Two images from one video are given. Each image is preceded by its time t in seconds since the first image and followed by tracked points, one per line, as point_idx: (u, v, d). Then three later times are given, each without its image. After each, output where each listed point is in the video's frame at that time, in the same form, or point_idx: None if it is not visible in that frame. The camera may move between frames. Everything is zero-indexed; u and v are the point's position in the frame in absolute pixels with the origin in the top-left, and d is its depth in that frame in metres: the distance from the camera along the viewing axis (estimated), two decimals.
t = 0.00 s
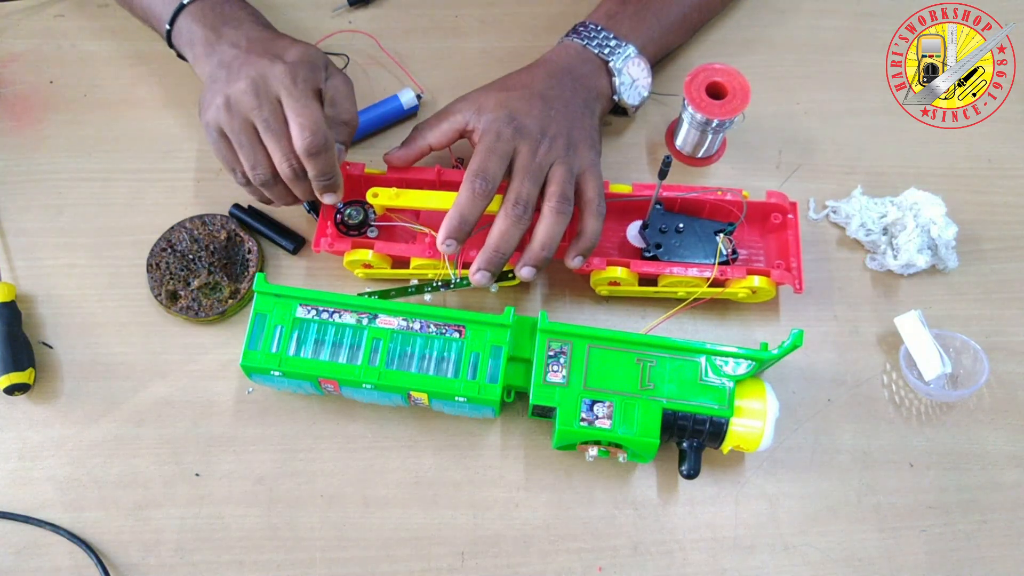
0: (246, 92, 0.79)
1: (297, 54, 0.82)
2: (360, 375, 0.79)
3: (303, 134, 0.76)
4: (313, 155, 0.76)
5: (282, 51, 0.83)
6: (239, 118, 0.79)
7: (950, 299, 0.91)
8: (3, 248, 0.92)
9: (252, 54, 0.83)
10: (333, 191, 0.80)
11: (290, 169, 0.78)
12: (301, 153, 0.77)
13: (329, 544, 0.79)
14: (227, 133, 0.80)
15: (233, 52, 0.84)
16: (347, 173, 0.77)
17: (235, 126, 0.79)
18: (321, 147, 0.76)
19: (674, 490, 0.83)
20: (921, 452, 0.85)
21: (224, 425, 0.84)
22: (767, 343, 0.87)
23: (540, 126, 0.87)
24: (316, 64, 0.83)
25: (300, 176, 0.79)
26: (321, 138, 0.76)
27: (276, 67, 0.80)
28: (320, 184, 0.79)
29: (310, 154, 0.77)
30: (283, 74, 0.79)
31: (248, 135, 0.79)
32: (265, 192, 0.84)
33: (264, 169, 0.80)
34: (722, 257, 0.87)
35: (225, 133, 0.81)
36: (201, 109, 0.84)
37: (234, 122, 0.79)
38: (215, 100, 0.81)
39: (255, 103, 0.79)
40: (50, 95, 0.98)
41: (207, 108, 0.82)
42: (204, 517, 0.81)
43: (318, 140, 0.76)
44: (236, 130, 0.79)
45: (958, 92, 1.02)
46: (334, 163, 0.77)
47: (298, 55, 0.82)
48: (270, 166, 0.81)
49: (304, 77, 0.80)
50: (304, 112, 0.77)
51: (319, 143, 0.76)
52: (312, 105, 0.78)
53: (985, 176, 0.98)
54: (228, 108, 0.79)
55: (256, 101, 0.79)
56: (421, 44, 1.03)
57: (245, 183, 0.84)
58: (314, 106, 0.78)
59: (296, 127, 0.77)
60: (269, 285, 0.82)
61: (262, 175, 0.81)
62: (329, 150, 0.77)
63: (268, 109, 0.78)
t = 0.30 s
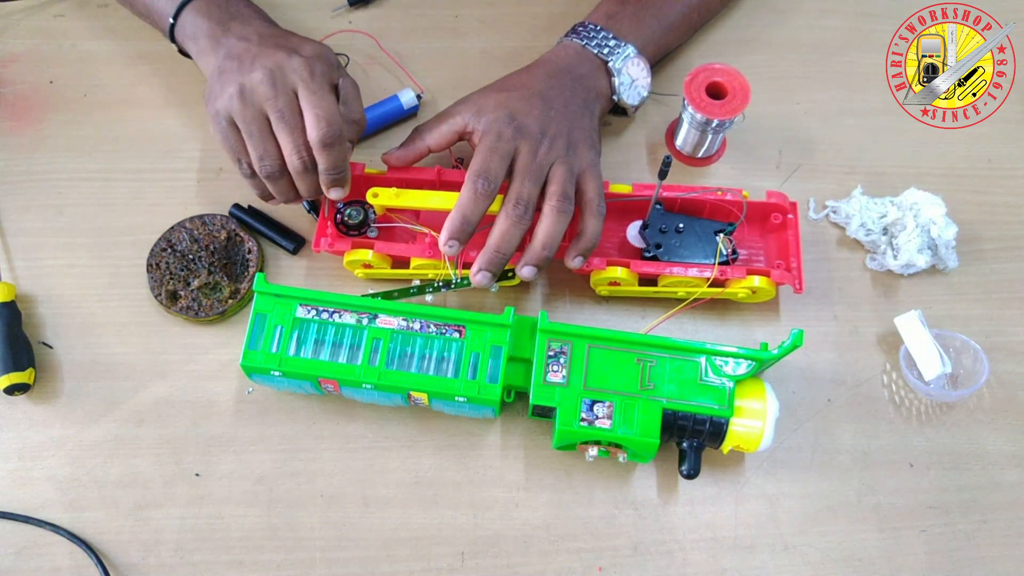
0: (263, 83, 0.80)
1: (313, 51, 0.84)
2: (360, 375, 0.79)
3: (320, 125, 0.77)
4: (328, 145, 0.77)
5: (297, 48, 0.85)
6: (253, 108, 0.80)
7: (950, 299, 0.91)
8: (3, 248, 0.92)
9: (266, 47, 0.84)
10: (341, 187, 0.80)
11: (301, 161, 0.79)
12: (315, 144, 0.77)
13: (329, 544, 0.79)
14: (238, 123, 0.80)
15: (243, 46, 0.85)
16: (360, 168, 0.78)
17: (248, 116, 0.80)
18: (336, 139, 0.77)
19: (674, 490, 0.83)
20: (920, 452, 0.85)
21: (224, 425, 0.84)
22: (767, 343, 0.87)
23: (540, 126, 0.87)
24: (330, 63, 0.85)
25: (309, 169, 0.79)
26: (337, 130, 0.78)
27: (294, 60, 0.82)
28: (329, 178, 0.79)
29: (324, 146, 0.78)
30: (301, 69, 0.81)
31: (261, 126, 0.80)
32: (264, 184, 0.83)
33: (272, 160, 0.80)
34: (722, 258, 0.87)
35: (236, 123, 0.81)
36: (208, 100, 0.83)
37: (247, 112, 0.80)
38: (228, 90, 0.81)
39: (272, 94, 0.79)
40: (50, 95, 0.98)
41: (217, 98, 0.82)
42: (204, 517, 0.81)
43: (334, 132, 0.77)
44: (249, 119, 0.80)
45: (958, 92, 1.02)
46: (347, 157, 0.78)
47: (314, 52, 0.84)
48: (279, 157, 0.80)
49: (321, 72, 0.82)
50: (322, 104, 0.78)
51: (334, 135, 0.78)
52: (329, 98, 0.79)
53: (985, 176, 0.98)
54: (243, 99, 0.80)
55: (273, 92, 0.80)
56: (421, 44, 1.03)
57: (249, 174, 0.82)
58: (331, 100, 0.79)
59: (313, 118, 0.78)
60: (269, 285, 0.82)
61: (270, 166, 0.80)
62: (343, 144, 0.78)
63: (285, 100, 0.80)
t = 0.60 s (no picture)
0: (267, 81, 0.80)
1: (317, 49, 0.84)
2: (360, 375, 0.79)
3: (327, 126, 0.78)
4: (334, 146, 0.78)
5: (300, 45, 0.84)
6: (257, 106, 0.80)
7: (950, 299, 0.91)
8: (3, 248, 0.92)
9: (268, 44, 0.84)
10: (343, 186, 0.81)
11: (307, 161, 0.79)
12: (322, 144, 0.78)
13: (329, 544, 0.79)
14: (241, 120, 0.80)
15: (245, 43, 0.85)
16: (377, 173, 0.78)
17: (252, 114, 0.80)
18: (341, 139, 0.78)
19: (674, 490, 0.83)
20: (920, 452, 0.85)
21: (224, 425, 0.84)
22: (767, 343, 0.87)
23: (539, 126, 0.87)
24: (333, 60, 0.85)
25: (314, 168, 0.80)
26: (343, 131, 0.78)
27: (298, 58, 0.81)
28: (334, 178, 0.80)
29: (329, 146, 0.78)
30: (305, 67, 0.81)
31: (265, 124, 0.80)
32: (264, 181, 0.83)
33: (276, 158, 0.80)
34: (723, 258, 0.87)
35: (239, 120, 0.80)
36: (208, 96, 0.83)
37: (251, 110, 0.80)
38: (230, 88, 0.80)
39: (275, 92, 0.79)
40: (50, 95, 0.98)
41: (218, 94, 0.81)
42: (204, 517, 0.81)
43: (340, 133, 0.78)
44: (252, 117, 0.80)
45: (958, 92, 1.02)
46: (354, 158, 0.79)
47: (318, 49, 0.84)
48: (282, 155, 0.81)
49: (325, 71, 0.82)
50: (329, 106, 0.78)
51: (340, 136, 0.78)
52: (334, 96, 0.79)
53: (985, 176, 0.98)
54: (246, 96, 0.80)
55: (278, 91, 0.80)
56: (421, 44, 1.03)
57: (249, 172, 0.82)
58: (336, 100, 0.80)
59: (318, 119, 0.78)
60: (269, 285, 0.82)
61: (273, 164, 0.80)
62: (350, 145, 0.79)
63: (289, 99, 0.80)
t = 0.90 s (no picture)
0: (270, 80, 0.80)
1: (318, 47, 0.84)
2: (360, 375, 0.79)
3: (329, 125, 0.77)
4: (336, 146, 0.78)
5: (302, 44, 0.84)
6: (259, 105, 0.80)
7: (950, 299, 0.91)
8: (3, 248, 0.92)
9: (269, 42, 0.83)
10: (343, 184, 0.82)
11: (308, 160, 0.79)
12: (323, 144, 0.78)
13: (329, 544, 0.79)
14: (243, 118, 0.80)
15: (243, 41, 0.84)
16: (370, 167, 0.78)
17: (254, 113, 0.80)
18: (342, 139, 0.78)
19: (674, 490, 0.83)
20: (920, 451, 0.85)
21: (224, 425, 0.84)
22: (767, 343, 0.87)
23: (539, 127, 0.87)
24: (335, 59, 0.85)
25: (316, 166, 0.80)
26: (344, 130, 0.78)
27: (299, 57, 0.81)
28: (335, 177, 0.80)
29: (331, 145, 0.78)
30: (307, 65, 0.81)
31: (268, 124, 0.80)
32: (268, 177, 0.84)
33: (279, 158, 0.81)
34: (722, 258, 0.87)
35: (241, 119, 0.80)
36: (208, 94, 0.82)
37: (253, 108, 0.79)
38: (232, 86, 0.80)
39: (277, 91, 0.79)
40: (49, 95, 0.98)
41: (220, 92, 0.81)
42: (204, 517, 0.81)
43: (342, 132, 0.78)
44: (254, 116, 0.79)
45: (958, 92, 1.02)
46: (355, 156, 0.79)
47: (320, 49, 0.84)
48: (285, 153, 0.81)
49: (327, 69, 0.82)
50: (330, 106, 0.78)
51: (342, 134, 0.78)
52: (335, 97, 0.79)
53: (985, 177, 0.98)
54: (248, 95, 0.80)
55: (281, 89, 0.80)
56: (421, 44, 1.03)
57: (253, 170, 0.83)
58: (337, 99, 0.80)
59: (321, 118, 0.78)
60: (269, 285, 0.82)
61: (275, 163, 0.81)
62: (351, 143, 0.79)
63: (293, 98, 0.80)
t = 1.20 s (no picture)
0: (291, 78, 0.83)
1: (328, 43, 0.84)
2: (360, 375, 0.79)
3: (358, 105, 0.74)
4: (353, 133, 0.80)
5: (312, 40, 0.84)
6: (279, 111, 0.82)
7: (950, 299, 0.91)
8: (3, 248, 0.92)
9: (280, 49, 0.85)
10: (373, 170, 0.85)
11: (331, 144, 0.76)
12: (351, 128, 0.75)
13: (329, 544, 0.80)
14: (260, 113, 0.82)
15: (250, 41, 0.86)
16: (403, 158, 0.76)
17: (273, 107, 0.82)
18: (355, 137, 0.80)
19: (674, 490, 0.83)
20: (920, 451, 0.85)
21: (224, 425, 0.84)
22: (767, 343, 0.87)
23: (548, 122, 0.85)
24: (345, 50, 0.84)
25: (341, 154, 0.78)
26: (382, 114, 0.75)
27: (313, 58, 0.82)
28: (364, 167, 0.77)
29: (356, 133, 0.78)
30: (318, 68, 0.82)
31: (283, 113, 0.81)
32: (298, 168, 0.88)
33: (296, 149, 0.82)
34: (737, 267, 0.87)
35: (257, 113, 0.83)
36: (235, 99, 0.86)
37: (272, 103, 0.82)
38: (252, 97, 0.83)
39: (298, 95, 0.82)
40: (49, 95, 0.98)
41: (238, 93, 0.85)
42: (204, 517, 0.81)
43: (380, 116, 0.75)
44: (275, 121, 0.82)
45: (958, 92, 1.02)
46: (393, 144, 0.76)
47: (356, 36, 0.81)
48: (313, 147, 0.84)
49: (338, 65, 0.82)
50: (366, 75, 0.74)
51: (377, 119, 0.75)
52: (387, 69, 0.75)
53: (985, 177, 0.98)
54: (269, 95, 0.84)
55: (299, 86, 0.83)
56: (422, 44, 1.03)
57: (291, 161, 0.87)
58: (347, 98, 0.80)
59: (346, 96, 0.74)
60: (269, 285, 0.82)
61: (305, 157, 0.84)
62: (388, 131, 0.76)
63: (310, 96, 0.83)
